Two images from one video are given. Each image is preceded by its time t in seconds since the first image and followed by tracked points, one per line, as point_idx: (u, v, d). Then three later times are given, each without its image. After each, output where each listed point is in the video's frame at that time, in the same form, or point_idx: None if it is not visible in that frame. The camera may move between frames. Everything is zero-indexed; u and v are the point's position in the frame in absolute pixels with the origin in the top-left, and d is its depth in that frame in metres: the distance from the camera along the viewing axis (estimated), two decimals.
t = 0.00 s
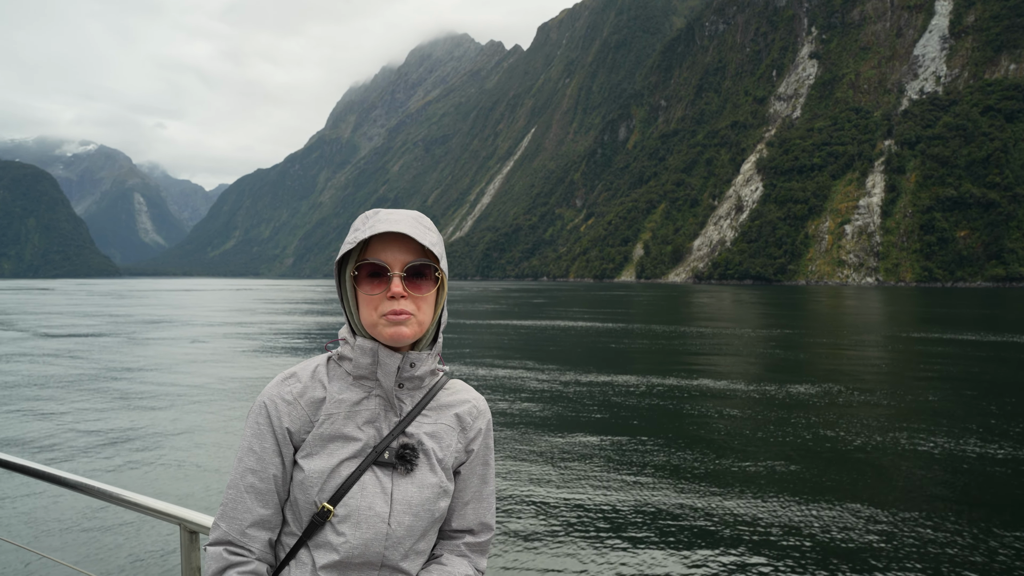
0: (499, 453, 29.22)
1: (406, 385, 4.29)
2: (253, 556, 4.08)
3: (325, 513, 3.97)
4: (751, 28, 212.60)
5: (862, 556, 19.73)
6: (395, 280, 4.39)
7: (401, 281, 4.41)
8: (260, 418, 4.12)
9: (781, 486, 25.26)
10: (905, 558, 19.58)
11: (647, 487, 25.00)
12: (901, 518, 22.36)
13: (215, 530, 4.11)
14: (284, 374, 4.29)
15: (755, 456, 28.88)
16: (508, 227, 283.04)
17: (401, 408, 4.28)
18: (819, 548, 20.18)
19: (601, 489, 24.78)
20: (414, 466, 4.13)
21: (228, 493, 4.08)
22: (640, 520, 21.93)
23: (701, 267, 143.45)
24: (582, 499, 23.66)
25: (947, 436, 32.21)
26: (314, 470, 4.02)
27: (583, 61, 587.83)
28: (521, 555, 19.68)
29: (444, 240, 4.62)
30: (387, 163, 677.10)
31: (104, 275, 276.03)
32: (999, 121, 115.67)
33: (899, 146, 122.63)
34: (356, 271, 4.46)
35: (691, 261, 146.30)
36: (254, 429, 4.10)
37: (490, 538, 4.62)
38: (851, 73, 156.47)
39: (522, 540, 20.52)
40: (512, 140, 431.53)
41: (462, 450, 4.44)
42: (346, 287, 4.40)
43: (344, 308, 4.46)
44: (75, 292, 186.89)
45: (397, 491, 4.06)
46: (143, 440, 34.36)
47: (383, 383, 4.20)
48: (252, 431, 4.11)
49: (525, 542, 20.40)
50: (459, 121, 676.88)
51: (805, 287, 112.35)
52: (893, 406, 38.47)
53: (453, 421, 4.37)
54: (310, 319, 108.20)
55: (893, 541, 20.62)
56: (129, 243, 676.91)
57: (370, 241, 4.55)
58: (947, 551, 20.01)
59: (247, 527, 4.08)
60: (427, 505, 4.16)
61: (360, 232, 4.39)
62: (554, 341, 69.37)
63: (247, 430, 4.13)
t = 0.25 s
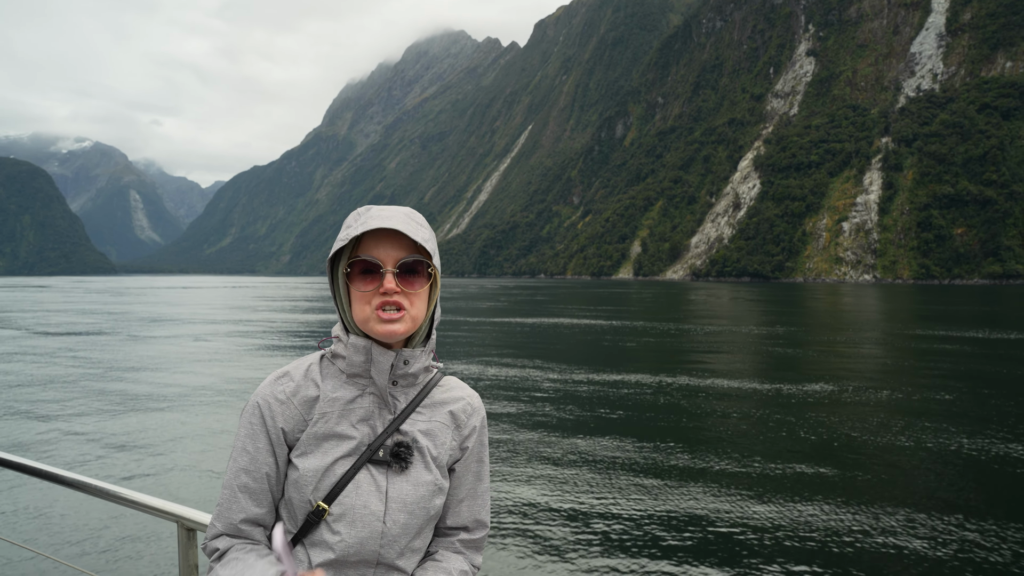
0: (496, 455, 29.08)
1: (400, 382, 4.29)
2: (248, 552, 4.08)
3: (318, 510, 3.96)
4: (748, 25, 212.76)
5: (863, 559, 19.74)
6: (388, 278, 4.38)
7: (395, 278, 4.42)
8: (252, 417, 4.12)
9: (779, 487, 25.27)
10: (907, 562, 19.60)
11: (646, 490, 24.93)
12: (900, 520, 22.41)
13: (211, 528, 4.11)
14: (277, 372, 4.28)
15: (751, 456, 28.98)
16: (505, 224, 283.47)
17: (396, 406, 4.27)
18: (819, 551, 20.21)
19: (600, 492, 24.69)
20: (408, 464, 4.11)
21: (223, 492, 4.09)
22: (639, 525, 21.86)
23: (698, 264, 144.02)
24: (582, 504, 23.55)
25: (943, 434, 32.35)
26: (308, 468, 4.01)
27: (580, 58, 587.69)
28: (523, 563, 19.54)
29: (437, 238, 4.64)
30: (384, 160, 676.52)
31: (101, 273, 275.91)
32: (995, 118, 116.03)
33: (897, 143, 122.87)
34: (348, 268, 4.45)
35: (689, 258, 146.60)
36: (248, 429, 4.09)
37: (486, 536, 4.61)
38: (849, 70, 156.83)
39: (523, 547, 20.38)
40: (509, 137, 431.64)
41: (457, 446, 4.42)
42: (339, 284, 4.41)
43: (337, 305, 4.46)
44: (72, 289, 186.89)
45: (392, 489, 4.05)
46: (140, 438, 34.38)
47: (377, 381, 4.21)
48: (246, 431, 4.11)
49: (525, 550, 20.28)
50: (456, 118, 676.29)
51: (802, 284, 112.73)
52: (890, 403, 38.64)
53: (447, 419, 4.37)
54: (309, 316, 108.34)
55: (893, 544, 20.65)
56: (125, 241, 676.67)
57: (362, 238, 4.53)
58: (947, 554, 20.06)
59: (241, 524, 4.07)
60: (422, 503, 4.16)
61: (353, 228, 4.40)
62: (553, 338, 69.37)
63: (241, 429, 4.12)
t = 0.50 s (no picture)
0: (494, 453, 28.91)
1: (400, 382, 4.26)
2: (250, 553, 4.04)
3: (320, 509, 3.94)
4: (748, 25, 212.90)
5: (867, 556, 19.72)
6: (387, 278, 4.34)
7: (393, 279, 4.37)
8: (252, 419, 4.09)
9: (781, 485, 25.23)
10: (910, 558, 19.59)
11: (647, 487, 24.82)
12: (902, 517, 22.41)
13: (211, 530, 4.07)
14: (277, 373, 4.24)
15: (752, 454, 28.99)
16: (504, 224, 283.55)
17: (395, 407, 4.24)
18: (823, 547, 20.17)
19: (601, 490, 24.58)
20: (407, 465, 4.07)
21: (221, 493, 4.03)
22: (642, 521, 21.77)
23: (698, 265, 144.08)
24: (584, 501, 23.41)
25: (942, 433, 32.40)
26: (307, 470, 3.98)
27: (578, 58, 587.89)
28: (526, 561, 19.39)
29: (435, 238, 4.59)
30: (382, 160, 676.31)
31: (99, 273, 275.57)
32: (995, 118, 116.19)
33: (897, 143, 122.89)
34: (347, 268, 4.41)
35: (689, 258, 146.47)
36: (248, 429, 4.07)
37: (483, 536, 4.59)
38: (848, 70, 156.89)
39: (525, 544, 20.26)
40: (508, 137, 431.73)
41: (455, 447, 4.38)
42: (337, 284, 4.36)
43: (336, 306, 4.42)
44: (71, 289, 186.68)
45: (391, 490, 4.01)
46: (138, 440, 34.35)
47: (376, 382, 4.17)
48: (246, 432, 4.07)
49: (527, 548, 20.11)
50: (455, 118, 676.32)
51: (802, 285, 112.86)
52: (890, 403, 38.67)
53: (446, 420, 4.33)
54: (308, 317, 108.26)
55: (897, 540, 20.61)
56: (123, 240, 676.80)
57: (361, 238, 4.50)
58: (951, 550, 20.04)
59: (241, 525, 4.04)
60: (422, 503, 4.11)
61: (351, 230, 4.36)
62: (553, 338, 69.31)
63: (239, 431, 4.09)
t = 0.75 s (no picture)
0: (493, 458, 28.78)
1: (399, 382, 4.23)
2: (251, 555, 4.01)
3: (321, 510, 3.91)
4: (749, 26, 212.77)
5: (870, 564, 19.64)
6: (385, 278, 4.31)
7: (392, 278, 4.35)
8: (252, 421, 4.06)
9: (782, 490, 25.14)
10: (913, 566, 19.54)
11: (648, 494, 24.73)
12: (904, 524, 22.34)
13: (213, 531, 4.05)
14: (277, 375, 4.22)
15: (754, 457, 29.04)
16: (504, 225, 283.67)
17: (394, 406, 4.20)
18: (826, 556, 20.10)
19: (601, 496, 24.47)
20: (408, 464, 4.05)
21: (222, 494, 4.01)
22: (643, 530, 21.69)
23: (699, 265, 143.99)
24: (584, 508, 23.29)
25: (943, 435, 32.36)
26: (308, 471, 3.98)
27: (579, 59, 587.79)
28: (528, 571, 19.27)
29: (433, 238, 4.57)
30: (382, 161, 676.26)
31: (99, 274, 275.51)
32: (997, 119, 116.16)
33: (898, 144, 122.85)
34: (346, 269, 4.39)
35: (689, 259, 146.59)
36: (248, 431, 4.05)
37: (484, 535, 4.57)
38: (849, 71, 157.09)
39: (526, 553, 20.17)
40: (508, 138, 431.68)
41: (454, 446, 4.36)
42: (335, 283, 4.35)
43: (334, 306, 4.40)
44: (70, 290, 186.59)
45: (392, 490, 3.98)
46: (140, 437, 34.35)
47: (376, 381, 4.16)
48: (245, 435, 4.04)
49: (529, 557, 19.99)
50: (455, 119, 676.33)
51: (803, 286, 112.94)
52: (891, 405, 38.71)
53: (444, 418, 4.31)
54: (308, 317, 108.18)
55: (899, 549, 20.55)
56: (123, 241, 676.86)
57: (359, 239, 4.47)
58: (952, 558, 20.00)
59: (243, 525, 4.00)
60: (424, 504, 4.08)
61: (349, 232, 4.34)
62: (552, 339, 69.42)
63: (240, 432, 4.07)
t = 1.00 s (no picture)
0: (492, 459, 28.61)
1: (394, 379, 4.21)
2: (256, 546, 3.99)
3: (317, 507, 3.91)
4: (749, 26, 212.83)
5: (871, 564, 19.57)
6: (379, 275, 4.29)
7: (385, 276, 4.33)
8: (250, 418, 4.07)
9: (784, 490, 25.05)
10: (914, 564, 19.49)
11: (650, 494, 24.60)
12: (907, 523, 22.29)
13: (211, 529, 4.03)
14: (273, 374, 4.22)
15: (754, 457, 29.14)
16: (503, 225, 283.74)
17: (390, 402, 4.20)
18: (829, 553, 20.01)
19: (603, 496, 24.36)
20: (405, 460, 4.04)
21: (218, 491, 4.00)
22: (645, 530, 21.51)
23: (699, 266, 144.10)
24: (585, 508, 23.20)
25: (943, 437, 32.37)
26: (305, 468, 3.97)
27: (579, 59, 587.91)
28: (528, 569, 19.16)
29: (427, 235, 4.54)
30: (382, 161, 676.19)
31: (98, 273, 275.28)
32: (998, 119, 116.22)
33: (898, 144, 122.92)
34: (340, 266, 4.36)
35: (690, 259, 146.54)
36: (246, 430, 4.04)
37: (482, 530, 4.55)
38: (849, 72, 157.10)
39: (528, 552, 20.02)
40: (508, 138, 431.74)
41: (450, 442, 4.35)
42: (330, 282, 4.33)
43: (328, 305, 4.40)
44: (69, 289, 186.47)
45: (389, 484, 3.98)
46: (140, 436, 34.44)
47: (372, 379, 4.14)
48: (243, 432, 4.04)
49: (530, 556, 19.88)
50: (455, 119, 676.36)
51: (803, 286, 113.08)
52: (891, 406, 38.80)
53: (440, 414, 4.28)
54: (307, 317, 108.11)
55: (902, 547, 20.53)
56: (122, 240, 676.70)
57: (353, 237, 4.46)
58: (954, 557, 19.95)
59: (246, 522, 3.98)
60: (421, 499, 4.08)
61: (343, 230, 4.32)
62: (554, 339, 69.71)
63: (237, 430, 4.06)
